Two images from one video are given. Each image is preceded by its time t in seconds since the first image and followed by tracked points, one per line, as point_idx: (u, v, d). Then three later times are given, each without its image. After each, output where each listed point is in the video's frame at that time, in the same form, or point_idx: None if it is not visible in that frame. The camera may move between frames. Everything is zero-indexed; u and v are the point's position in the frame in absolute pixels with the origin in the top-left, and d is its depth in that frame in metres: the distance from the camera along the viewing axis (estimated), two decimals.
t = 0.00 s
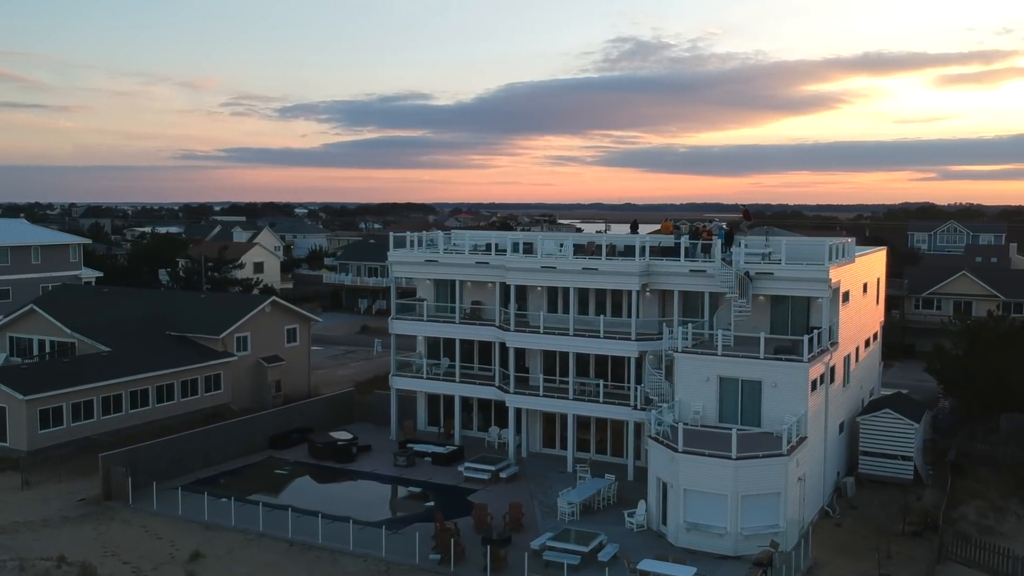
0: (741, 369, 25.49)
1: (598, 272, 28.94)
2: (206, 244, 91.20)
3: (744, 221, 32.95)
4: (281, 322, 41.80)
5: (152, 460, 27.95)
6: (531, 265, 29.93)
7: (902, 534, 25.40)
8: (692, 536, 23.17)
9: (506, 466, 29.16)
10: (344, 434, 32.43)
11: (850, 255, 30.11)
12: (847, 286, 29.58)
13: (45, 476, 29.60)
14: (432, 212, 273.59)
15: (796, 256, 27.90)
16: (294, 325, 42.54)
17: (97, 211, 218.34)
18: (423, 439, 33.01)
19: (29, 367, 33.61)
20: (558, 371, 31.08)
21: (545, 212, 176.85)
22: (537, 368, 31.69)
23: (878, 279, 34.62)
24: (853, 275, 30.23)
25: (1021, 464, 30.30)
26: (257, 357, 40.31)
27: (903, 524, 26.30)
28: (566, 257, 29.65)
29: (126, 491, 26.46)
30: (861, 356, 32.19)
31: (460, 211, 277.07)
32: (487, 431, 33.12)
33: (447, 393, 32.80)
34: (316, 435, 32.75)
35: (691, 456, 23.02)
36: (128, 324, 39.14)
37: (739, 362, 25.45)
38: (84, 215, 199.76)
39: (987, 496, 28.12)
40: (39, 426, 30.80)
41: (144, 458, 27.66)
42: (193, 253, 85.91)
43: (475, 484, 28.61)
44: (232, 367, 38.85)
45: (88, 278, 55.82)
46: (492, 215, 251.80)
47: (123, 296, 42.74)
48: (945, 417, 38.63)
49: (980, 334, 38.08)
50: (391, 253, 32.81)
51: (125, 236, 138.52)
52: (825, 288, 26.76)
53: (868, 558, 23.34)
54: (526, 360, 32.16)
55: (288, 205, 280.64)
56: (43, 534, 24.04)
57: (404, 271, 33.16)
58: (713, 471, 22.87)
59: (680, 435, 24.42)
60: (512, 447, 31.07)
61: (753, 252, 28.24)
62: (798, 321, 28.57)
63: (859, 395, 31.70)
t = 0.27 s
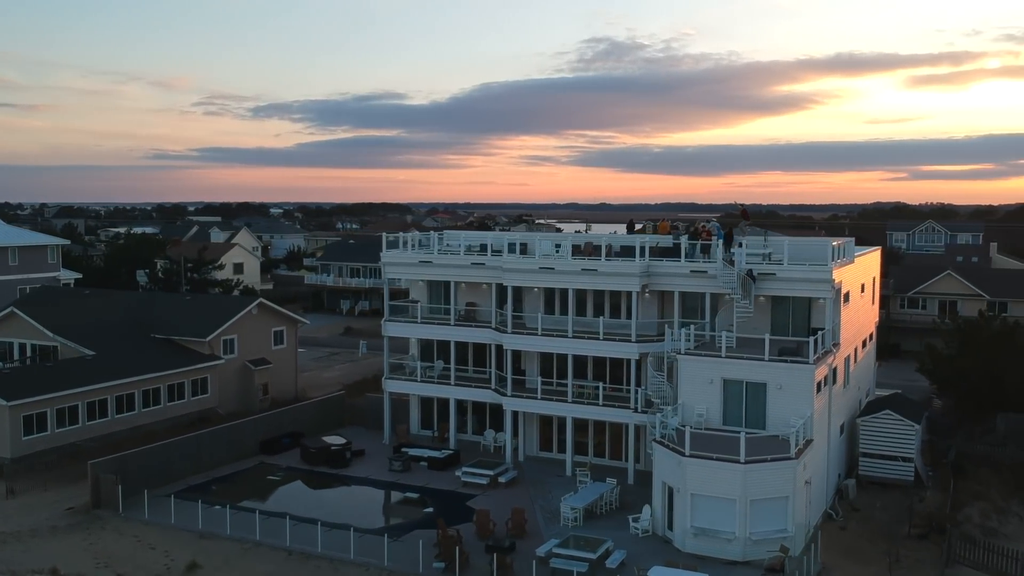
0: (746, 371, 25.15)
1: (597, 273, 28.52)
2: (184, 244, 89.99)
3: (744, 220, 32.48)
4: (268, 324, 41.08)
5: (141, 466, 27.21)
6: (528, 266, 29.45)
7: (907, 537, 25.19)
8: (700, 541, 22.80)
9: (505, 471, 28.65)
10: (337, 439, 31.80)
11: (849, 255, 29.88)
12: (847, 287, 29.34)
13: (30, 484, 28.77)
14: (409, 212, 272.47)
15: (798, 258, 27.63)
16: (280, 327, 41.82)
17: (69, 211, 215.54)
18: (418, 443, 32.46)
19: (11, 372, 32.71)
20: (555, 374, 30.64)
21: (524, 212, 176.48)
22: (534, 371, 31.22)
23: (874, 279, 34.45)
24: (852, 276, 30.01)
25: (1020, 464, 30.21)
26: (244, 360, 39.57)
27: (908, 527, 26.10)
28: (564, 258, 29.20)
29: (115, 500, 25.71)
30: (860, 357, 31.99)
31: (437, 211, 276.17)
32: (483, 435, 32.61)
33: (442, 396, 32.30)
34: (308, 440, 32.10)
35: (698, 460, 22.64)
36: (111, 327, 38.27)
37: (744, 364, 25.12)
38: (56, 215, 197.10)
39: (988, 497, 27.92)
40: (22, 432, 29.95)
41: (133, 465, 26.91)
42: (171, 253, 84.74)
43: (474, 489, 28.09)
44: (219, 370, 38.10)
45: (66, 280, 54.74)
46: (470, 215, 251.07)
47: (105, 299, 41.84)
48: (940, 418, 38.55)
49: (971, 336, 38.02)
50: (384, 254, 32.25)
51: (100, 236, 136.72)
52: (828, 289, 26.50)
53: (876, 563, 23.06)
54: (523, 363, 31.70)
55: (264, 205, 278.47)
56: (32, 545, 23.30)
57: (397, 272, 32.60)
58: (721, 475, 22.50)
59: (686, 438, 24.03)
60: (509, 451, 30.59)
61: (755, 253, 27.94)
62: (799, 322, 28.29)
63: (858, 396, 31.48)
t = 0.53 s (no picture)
0: (751, 373, 24.84)
1: (598, 274, 28.12)
2: (162, 245, 88.79)
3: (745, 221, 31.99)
4: (255, 326, 40.38)
5: (133, 473, 26.50)
6: (527, 267, 29.01)
7: (913, 540, 25.00)
8: (708, 546, 22.44)
9: (505, 475, 28.18)
10: (330, 443, 31.20)
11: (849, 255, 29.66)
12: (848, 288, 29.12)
13: (16, 492, 27.96)
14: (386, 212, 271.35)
15: (801, 258, 27.33)
16: (268, 329, 41.12)
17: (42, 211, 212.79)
18: (413, 447, 31.94)
19: None
20: (554, 376, 30.21)
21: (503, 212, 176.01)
22: (532, 373, 30.78)
23: (870, 279, 34.31)
24: (852, 276, 29.81)
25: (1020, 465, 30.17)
26: (232, 363, 38.85)
27: (913, 530, 25.91)
28: (563, 259, 28.78)
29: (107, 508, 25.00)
30: (858, 357, 31.81)
31: (415, 211, 275.17)
32: (480, 438, 32.16)
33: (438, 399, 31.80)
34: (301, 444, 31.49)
35: (707, 463, 22.28)
36: (96, 330, 37.42)
37: (750, 366, 24.80)
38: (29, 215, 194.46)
39: (992, 498, 27.73)
40: (8, 439, 29.13)
41: (124, 472, 26.20)
42: (150, 254, 83.58)
43: (473, 494, 27.60)
44: (207, 374, 37.38)
45: (45, 282, 53.68)
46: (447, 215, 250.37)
47: (88, 301, 40.95)
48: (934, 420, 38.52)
49: (962, 337, 37.95)
50: (378, 255, 31.70)
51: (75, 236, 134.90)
52: (832, 289, 26.26)
53: (886, 566, 22.81)
54: (520, 365, 31.27)
55: (239, 205, 276.34)
56: (21, 556, 22.58)
57: (392, 273, 32.05)
58: (731, 479, 22.15)
59: (693, 442, 23.66)
60: (507, 455, 30.14)
61: (757, 253, 27.66)
62: (801, 323, 28.02)
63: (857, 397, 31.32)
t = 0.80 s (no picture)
0: (757, 375, 24.51)
1: (599, 275, 27.71)
2: (141, 246, 87.56)
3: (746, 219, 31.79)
4: (243, 328, 39.67)
5: (124, 480, 25.79)
6: (527, 267, 28.53)
7: (920, 543, 24.69)
8: (717, 551, 22.07)
9: (505, 480, 27.71)
10: (325, 448, 30.58)
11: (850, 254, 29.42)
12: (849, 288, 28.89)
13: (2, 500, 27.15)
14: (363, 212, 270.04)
15: (804, 259, 27.05)
16: (256, 332, 40.43)
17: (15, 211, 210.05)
18: (409, 451, 31.42)
19: None
20: (553, 378, 29.79)
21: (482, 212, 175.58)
22: (530, 376, 30.33)
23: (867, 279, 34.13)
24: (854, 276, 29.60)
25: (1020, 465, 29.99)
26: (220, 366, 38.12)
27: (919, 532, 25.68)
28: (563, 259, 28.35)
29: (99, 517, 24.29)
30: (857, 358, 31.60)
31: (393, 210, 273.99)
32: (476, 442, 31.70)
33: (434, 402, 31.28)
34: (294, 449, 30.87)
35: (716, 468, 21.92)
36: (80, 333, 36.59)
37: (756, 368, 24.47)
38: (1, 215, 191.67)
39: (995, 500, 27.51)
40: None
41: (116, 478, 25.52)
42: (128, 254, 82.42)
43: (474, 500, 27.10)
44: (195, 377, 36.65)
45: (25, 283, 52.62)
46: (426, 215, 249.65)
47: (71, 304, 40.07)
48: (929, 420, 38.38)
49: (954, 339, 37.79)
50: (373, 256, 31.13)
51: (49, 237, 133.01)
52: (837, 289, 26.01)
53: (896, 571, 22.47)
54: (517, 367, 30.80)
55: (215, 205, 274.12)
56: (11, 567, 21.85)
57: (386, 274, 31.49)
58: (741, 483, 21.80)
59: (700, 445, 23.29)
60: (506, 459, 29.65)
61: (760, 253, 27.39)
62: (803, 324, 27.76)
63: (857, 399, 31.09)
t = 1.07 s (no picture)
0: (764, 377, 24.19)
1: (600, 275, 27.30)
2: (118, 246, 86.27)
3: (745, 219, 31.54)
4: (231, 331, 38.95)
5: (114, 487, 25.09)
6: (526, 268, 28.08)
7: (926, 545, 24.43)
8: (727, 557, 21.71)
9: (505, 484, 27.25)
10: (319, 453, 29.98)
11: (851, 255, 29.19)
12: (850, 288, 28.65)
13: None
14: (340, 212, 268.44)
15: (808, 259, 26.75)
16: (244, 334, 39.71)
17: None
18: (404, 455, 30.88)
19: None
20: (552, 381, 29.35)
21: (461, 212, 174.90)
22: (528, 379, 29.88)
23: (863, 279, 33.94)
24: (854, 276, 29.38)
25: (1021, 465, 29.83)
26: (208, 369, 37.38)
27: (925, 535, 25.45)
28: (563, 260, 27.92)
29: (90, 526, 23.58)
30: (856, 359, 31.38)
31: (371, 210, 272.70)
32: (473, 446, 31.20)
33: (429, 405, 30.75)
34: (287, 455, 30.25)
35: (726, 472, 21.56)
36: (64, 336, 35.74)
37: (762, 370, 24.15)
38: None
39: (998, 501, 27.31)
40: None
41: (106, 486, 24.82)
42: (106, 255, 81.16)
43: (473, 505, 26.61)
44: (183, 380, 35.91)
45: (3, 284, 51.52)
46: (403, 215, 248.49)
47: (53, 306, 39.18)
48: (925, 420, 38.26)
49: (947, 340, 37.59)
50: (368, 257, 30.57)
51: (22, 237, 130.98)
52: (842, 290, 25.77)
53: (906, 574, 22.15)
54: (515, 370, 30.33)
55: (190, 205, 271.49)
56: None
57: (381, 275, 30.92)
58: (751, 487, 21.45)
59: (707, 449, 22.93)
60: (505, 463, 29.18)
61: (763, 253, 27.11)
62: (806, 325, 27.50)
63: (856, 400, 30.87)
